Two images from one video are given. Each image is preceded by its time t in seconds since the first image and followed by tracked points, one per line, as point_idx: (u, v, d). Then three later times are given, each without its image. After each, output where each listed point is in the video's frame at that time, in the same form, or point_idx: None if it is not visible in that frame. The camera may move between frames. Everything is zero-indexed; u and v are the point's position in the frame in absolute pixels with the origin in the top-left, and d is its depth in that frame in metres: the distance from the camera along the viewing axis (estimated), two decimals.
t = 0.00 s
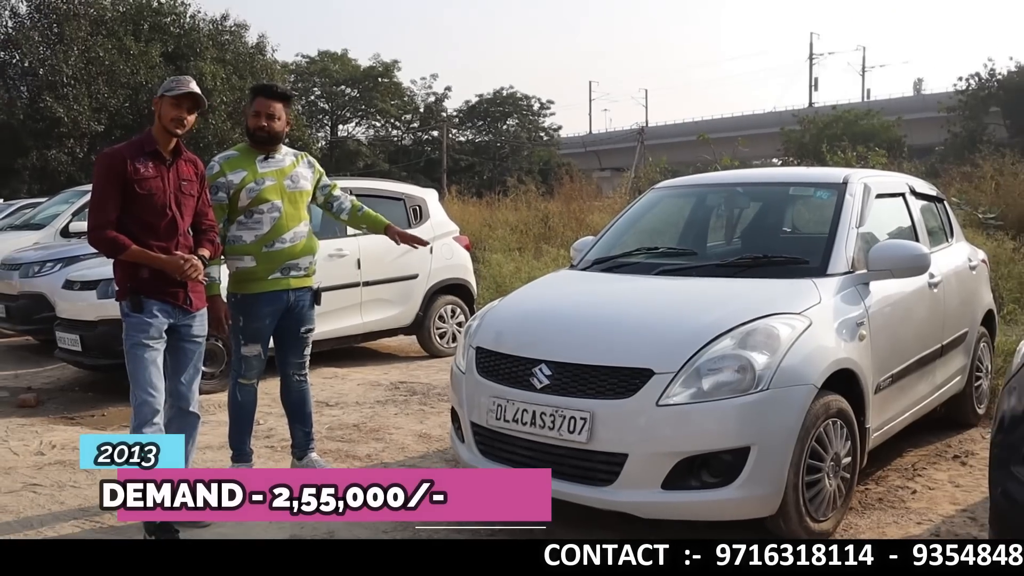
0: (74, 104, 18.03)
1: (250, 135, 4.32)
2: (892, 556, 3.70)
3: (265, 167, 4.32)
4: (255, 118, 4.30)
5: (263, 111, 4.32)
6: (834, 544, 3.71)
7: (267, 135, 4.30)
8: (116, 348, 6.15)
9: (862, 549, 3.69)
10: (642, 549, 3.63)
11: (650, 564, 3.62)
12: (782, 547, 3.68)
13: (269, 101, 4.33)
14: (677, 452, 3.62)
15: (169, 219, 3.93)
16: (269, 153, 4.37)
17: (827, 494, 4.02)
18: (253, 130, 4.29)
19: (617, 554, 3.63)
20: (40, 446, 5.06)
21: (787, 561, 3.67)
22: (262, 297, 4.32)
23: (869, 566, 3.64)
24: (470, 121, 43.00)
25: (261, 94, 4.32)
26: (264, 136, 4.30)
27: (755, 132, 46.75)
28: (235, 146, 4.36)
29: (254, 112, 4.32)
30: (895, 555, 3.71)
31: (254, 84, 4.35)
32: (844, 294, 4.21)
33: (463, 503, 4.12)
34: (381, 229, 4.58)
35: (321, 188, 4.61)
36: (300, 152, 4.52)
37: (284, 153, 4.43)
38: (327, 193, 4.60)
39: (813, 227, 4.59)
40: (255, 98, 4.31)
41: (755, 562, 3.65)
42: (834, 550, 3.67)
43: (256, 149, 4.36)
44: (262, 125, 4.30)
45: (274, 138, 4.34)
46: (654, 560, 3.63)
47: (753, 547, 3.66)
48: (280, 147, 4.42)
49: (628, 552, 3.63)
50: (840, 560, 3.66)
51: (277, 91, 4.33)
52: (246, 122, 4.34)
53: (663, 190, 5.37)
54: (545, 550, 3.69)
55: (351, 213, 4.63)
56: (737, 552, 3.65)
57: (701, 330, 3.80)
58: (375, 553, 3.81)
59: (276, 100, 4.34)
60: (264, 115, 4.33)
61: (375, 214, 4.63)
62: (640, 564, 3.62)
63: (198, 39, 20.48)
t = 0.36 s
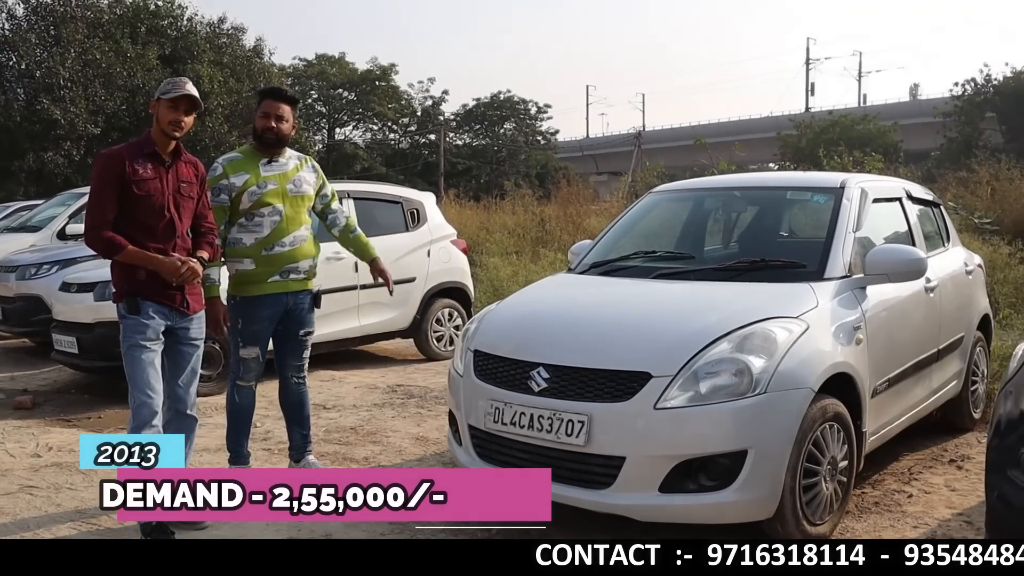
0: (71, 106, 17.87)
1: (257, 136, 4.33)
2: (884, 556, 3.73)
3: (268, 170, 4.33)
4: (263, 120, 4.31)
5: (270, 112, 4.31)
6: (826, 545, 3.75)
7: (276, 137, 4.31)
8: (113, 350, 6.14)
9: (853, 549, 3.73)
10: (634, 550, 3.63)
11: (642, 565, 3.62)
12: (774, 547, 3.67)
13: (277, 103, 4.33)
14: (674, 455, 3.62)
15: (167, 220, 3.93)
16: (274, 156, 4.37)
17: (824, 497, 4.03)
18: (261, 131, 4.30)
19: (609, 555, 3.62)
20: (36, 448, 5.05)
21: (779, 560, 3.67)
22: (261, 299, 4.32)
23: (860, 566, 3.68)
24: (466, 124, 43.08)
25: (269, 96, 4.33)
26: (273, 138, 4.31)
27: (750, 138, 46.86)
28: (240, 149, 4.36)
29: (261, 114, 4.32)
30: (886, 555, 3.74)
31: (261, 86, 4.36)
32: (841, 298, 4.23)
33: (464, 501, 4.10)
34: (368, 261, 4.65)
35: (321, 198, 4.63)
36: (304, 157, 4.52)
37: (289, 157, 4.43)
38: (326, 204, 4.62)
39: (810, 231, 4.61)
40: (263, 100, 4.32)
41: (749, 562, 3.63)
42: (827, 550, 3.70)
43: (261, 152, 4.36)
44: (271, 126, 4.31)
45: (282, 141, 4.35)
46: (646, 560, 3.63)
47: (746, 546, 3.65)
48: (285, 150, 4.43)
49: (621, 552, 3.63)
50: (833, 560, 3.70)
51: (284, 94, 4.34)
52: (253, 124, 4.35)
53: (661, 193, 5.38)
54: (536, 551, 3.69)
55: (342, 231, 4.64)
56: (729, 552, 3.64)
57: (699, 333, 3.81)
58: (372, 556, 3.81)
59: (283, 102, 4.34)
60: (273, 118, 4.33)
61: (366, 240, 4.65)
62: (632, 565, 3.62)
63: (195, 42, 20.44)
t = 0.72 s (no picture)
0: (71, 106, 17.86)
1: (275, 135, 4.32)
2: (875, 556, 3.73)
3: (281, 171, 4.33)
4: (284, 118, 4.31)
5: (288, 110, 4.32)
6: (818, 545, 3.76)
7: (295, 136, 4.31)
8: (113, 349, 6.14)
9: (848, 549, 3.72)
10: (625, 550, 3.64)
11: (632, 565, 3.63)
12: (766, 547, 3.68)
13: (296, 102, 4.33)
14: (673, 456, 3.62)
15: (169, 219, 3.93)
16: (289, 156, 4.37)
17: (823, 498, 4.03)
18: (281, 129, 4.30)
19: (600, 555, 3.63)
20: (35, 447, 5.04)
21: (770, 561, 3.67)
22: (266, 299, 4.33)
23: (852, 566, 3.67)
24: (466, 125, 43.15)
25: (287, 95, 4.33)
26: (294, 137, 4.32)
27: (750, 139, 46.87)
28: (254, 147, 4.36)
29: (282, 113, 4.32)
30: (878, 556, 3.75)
31: (279, 87, 4.37)
32: (841, 299, 4.23)
33: (464, 502, 4.09)
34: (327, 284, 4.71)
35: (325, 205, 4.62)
36: (319, 159, 4.53)
37: (302, 158, 4.43)
38: (326, 215, 4.61)
39: (811, 232, 4.61)
40: (281, 100, 4.33)
41: (740, 562, 3.65)
42: (818, 550, 3.71)
43: (276, 151, 4.35)
44: (292, 125, 4.32)
45: (301, 140, 4.36)
46: (637, 560, 3.64)
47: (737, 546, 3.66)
48: (300, 151, 4.43)
49: (611, 552, 3.63)
50: (824, 560, 3.69)
51: (302, 93, 4.34)
52: (273, 122, 4.35)
53: (661, 194, 5.39)
54: (528, 551, 3.71)
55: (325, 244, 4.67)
56: (721, 552, 3.66)
57: (698, 333, 3.81)
58: (371, 556, 3.81)
59: (301, 102, 4.35)
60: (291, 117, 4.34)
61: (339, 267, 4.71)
62: (623, 565, 3.63)
63: (196, 43, 20.45)
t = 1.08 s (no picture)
0: (31, 91, 17.30)
1: (272, 126, 4.00)
2: (868, 556, 3.45)
3: (278, 164, 3.99)
4: (284, 111, 4.00)
5: (287, 101, 4.00)
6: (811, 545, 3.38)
7: (294, 130, 4.01)
8: (74, 358, 5.79)
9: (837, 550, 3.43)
10: (616, 549, 3.32)
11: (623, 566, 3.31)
12: (759, 546, 3.27)
13: (294, 92, 4.01)
14: (685, 475, 3.23)
15: (139, 216, 3.55)
16: (285, 149, 4.04)
17: (850, 521, 3.63)
18: (282, 122, 3.99)
19: (590, 554, 3.36)
20: None
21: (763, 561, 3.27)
22: (261, 302, 3.97)
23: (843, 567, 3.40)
24: (460, 115, 42.86)
25: (284, 84, 4.00)
26: (294, 129, 4.02)
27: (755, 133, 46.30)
28: (247, 139, 4.01)
29: (281, 104, 4.00)
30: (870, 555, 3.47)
31: (274, 74, 4.04)
32: (871, 304, 3.83)
33: (463, 502, 3.70)
34: (346, 283, 4.35)
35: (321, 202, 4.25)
36: (313, 153, 4.17)
37: (299, 151, 4.09)
38: (327, 210, 4.25)
39: (836, 230, 4.21)
40: (277, 89, 4.00)
41: (733, 562, 3.26)
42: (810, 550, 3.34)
43: (271, 143, 4.02)
44: (293, 118, 4.02)
45: (302, 133, 4.07)
46: (628, 560, 3.31)
47: (729, 545, 3.27)
48: (297, 144, 4.10)
49: (602, 552, 3.35)
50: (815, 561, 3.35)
51: (300, 82, 4.03)
52: (269, 112, 4.02)
53: (673, 189, 4.99)
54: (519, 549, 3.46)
55: (330, 243, 4.32)
56: (712, 551, 3.27)
57: (714, 341, 3.42)
58: None
59: (300, 91, 4.03)
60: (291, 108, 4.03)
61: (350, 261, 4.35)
62: (614, 565, 3.33)
63: (168, 21, 19.82)
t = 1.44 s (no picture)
0: None
1: (262, 120, 3.77)
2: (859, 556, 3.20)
3: (268, 158, 3.75)
4: (273, 103, 3.75)
5: (276, 92, 3.75)
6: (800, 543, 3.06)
7: (285, 122, 3.76)
8: (44, 364, 5.68)
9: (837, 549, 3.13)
10: (607, 548, 3.06)
11: (614, 566, 3.05)
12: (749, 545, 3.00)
13: (283, 81, 3.75)
14: (693, 487, 2.98)
15: (114, 213, 3.32)
16: (277, 141, 3.80)
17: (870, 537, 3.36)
18: (272, 115, 3.75)
19: (581, 554, 3.10)
20: None
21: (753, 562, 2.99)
22: (251, 304, 3.73)
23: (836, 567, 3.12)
24: (459, 105, 42.75)
25: (274, 73, 3.75)
26: (285, 122, 3.77)
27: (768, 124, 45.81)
28: (236, 132, 3.78)
29: (270, 96, 3.76)
30: (861, 555, 3.21)
31: (263, 62, 3.79)
32: (893, 308, 3.57)
33: (463, 502, 3.39)
34: (352, 279, 4.10)
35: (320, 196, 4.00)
36: (308, 144, 3.92)
37: (291, 142, 3.84)
38: (328, 204, 4.00)
39: (856, 230, 3.94)
40: (267, 78, 3.75)
41: (723, 562, 3.00)
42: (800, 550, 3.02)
43: (261, 136, 3.78)
44: (283, 109, 3.77)
45: (292, 125, 3.81)
46: (621, 560, 3.05)
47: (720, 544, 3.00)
48: (290, 136, 3.86)
49: (593, 551, 3.08)
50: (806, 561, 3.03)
51: (291, 71, 3.76)
52: (258, 105, 3.78)
53: (683, 185, 4.73)
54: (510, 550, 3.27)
55: (335, 239, 4.06)
56: (705, 551, 3.00)
57: (722, 347, 3.18)
58: None
59: (291, 80, 3.77)
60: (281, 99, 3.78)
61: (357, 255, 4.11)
62: (606, 566, 3.06)
63: (142, 4, 19.64)
